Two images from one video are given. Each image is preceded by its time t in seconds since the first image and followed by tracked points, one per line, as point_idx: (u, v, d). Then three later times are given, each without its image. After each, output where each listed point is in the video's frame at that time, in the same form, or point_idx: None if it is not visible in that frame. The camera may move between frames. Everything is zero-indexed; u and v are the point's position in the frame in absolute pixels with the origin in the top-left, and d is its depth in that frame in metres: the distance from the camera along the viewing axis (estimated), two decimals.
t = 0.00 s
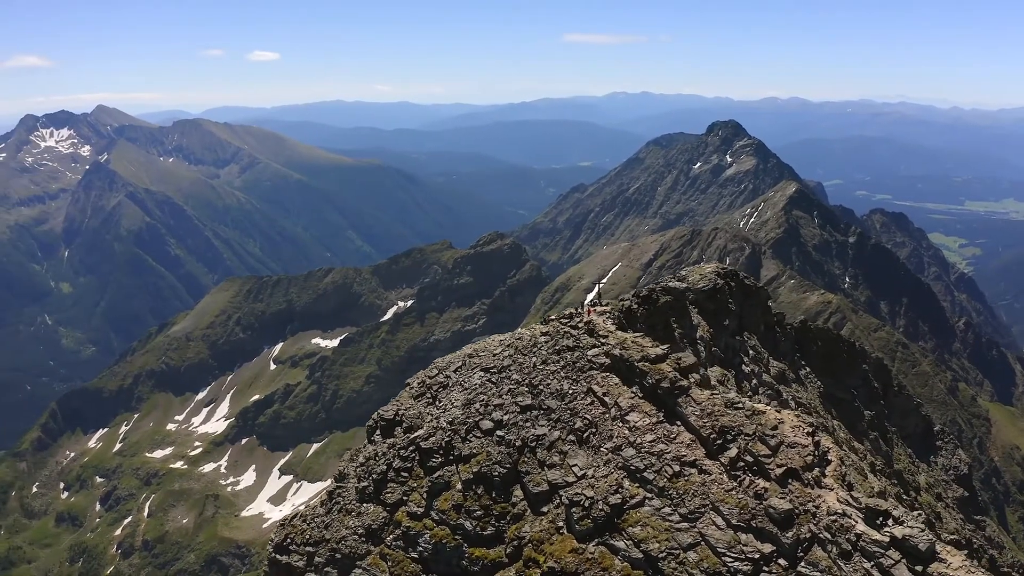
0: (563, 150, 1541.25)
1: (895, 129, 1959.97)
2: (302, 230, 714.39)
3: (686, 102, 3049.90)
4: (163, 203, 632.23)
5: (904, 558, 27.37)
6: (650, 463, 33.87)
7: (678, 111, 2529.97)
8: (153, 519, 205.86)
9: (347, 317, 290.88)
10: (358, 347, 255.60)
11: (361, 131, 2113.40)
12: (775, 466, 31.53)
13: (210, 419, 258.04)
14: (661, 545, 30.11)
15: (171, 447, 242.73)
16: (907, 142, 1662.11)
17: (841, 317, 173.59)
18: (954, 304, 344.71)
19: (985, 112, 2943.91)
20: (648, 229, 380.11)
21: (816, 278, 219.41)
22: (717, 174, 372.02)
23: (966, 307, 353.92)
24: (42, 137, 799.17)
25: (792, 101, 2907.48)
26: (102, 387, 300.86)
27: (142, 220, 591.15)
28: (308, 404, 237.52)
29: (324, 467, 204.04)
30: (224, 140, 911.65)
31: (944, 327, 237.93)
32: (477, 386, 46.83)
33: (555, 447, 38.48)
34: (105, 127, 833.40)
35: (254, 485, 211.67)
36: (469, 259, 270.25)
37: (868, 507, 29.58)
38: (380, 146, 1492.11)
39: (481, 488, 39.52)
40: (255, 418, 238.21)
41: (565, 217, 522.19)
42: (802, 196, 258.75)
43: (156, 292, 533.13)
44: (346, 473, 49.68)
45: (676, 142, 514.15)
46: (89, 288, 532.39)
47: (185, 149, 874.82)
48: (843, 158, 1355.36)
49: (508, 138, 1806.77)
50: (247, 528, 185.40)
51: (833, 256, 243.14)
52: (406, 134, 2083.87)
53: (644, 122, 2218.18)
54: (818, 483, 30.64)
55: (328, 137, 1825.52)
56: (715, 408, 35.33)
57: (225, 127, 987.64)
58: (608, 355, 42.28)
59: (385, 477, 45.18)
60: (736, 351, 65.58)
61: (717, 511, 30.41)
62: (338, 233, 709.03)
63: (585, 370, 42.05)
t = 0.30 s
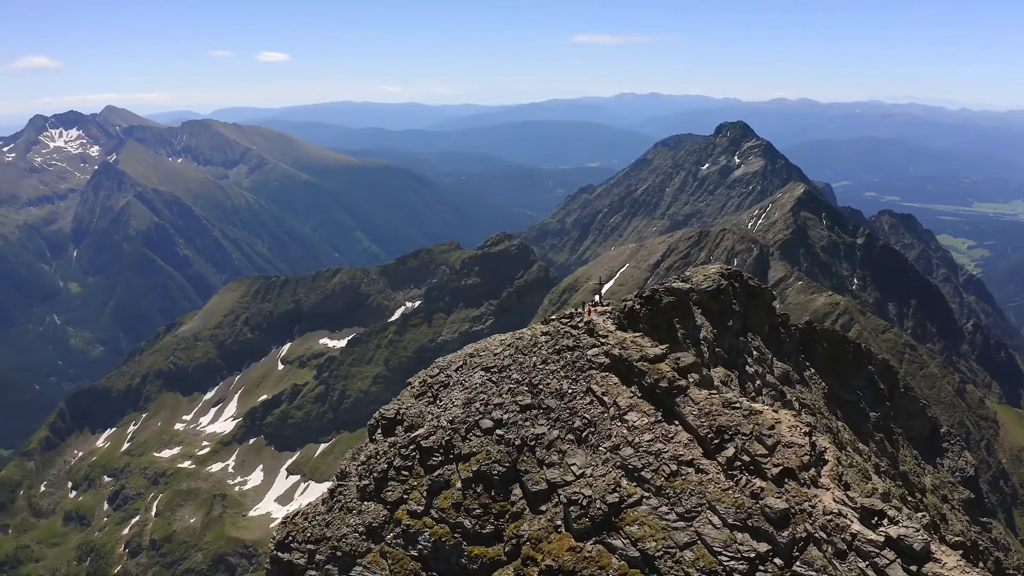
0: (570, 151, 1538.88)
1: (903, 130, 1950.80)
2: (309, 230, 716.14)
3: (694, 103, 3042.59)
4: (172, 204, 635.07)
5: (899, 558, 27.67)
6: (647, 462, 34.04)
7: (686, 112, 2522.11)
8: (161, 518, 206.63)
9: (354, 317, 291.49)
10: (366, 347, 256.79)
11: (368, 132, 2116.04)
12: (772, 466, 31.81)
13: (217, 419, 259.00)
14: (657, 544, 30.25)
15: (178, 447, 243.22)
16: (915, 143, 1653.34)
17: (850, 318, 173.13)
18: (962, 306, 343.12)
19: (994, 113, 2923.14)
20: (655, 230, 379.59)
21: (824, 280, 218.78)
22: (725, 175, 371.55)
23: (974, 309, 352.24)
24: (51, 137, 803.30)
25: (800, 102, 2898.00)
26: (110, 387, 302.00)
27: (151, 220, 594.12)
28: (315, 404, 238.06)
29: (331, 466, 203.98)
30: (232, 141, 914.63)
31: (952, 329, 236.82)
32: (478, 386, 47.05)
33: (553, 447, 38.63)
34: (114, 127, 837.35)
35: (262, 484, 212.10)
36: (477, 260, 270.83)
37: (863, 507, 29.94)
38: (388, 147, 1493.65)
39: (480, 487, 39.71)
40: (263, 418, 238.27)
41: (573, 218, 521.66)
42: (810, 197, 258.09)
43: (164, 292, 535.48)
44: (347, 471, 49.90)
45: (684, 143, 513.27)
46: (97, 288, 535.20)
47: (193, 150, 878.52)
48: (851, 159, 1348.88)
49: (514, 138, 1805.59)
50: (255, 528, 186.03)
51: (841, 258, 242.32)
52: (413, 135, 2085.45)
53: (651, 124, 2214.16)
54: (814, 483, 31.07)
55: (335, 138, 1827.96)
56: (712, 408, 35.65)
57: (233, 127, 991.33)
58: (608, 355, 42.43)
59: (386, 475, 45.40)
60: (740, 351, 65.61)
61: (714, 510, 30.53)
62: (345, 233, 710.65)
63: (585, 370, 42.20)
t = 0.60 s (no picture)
0: (578, 152, 1535.43)
1: (914, 131, 1936.63)
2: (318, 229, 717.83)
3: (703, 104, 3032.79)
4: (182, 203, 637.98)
5: (893, 557, 27.79)
6: (645, 460, 34.16)
7: (695, 113, 2512.69)
8: (169, 517, 207.74)
9: (363, 317, 292.42)
10: (375, 347, 258.35)
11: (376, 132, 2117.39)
12: (767, 465, 32.08)
13: (226, 419, 260.18)
14: (653, 541, 30.42)
15: (187, 446, 244.24)
16: (926, 144, 1642.37)
17: (858, 320, 172.92)
18: (972, 308, 341.22)
19: (1006, 113, 2901.00)
20: (664, 231, 379.05)
21: (833, 281, 218.34)
22: (735, 176, 371.24)
23: (984, 311, 350.10)
24: (62, 137, 808.36)
25: (809, 103, 2885.31)
26: (119, 386, 303.66)
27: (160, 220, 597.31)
28: (323, 404, 238.93)
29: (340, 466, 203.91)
30: (242, 141, 918.53)
31: (962, 330, 235.37)
32: (478, 384, 47.25)
33: (553, 445, 38.77)
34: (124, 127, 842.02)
35: (270, 484, 212.59)
36: (485, 261, 271.67)
37: (857, 506, 30.17)
38: (396, 147, 1494.96)
39: (479, 485, 39.95)
40: (271, 418, 238.73)
41: (582, 219, 520.31)
42: (819, 199, 257.47)
43: (174, 292, 536.83)
44: (348, 469, 50.26)
45: (694, 144, 512.56)
46: (106, 288, 537.99)
47: (203, 150, 883.07)
48: (862, 160, 1339.96)
49: (522, 138, 1805.78)
50: (263, 527, 187.04)
51: (851, 259, 241.57)
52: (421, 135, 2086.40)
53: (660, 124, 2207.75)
54: (809, 483, 31.33)
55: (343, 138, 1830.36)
56: (709, 407, 35.89)
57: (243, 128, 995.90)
58: (607, 354, 42.52)
59: (386, 473, 45.64)
60: (744, 351, 65.58)
61: (709, 509, 30.69)
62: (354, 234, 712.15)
63: (585, 368, 42.22)
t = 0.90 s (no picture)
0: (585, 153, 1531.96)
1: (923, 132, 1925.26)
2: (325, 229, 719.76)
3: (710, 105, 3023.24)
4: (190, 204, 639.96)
5: (887, 558, 27.92)
6: (642, 460, 34.30)
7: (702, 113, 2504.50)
8: (177, 517, 208.61)
9: (371, 317, 293.11)
10: (382, 348, 259.35)
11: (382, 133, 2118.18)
12: (764, 464, 32.20)
13: (234, 418, 260.92)
14: (650, 540, 30.53)
15: (195, 446, 245.03)
16: (935, 145, 1632.94)
17: (867, 321, 172.29)
18: (981, 309, 339.54)
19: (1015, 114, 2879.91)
20: (672, 231, 378.50)
21: (841, 282, 217.77)
22: (742, 177, 370.87)
23: (993, 313, 348.13)
24: (70, 138, 811.28)
25: (817, 104, 2873.49)
26: (127, 386, 304.96)
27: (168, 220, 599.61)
28: (331, 404, 239.39)
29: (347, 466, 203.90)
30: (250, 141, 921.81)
31: (970, 331, 234.17)
32: (478, 384, 47.51)
33: (551, 444, 38.92)
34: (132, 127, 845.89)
35: (277, 483, 212.98)
36: (493, 261, 271.93)
37: (853, 506, 30.32)
38: (403, 148, 1496.20)
39: (478, 484, 40.13)
40: (279, 418, 239.02)
41: (590, 221, 518.76)
42: (827, 200, 256.75)
43: (182, 293, 537.98)
44: (349, 467, 50.54)
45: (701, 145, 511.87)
46: (115, 287, 539.37)
47: (212, 150, 886.82)
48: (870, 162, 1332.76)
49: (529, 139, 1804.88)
50: (270, 527, 187.62)
51: (859, 260, 240.77)
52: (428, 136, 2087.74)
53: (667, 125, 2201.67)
54: (807, 483, 31.38)
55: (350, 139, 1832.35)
56: (706, 407, 36.08)
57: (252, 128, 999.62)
58: (606, 354, 42.56)
59: (386, 472, 45.79)
60: (747, 352, 65.63)
61: (706, 508, 30.81)
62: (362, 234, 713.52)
63: (583, 368, 42.28)
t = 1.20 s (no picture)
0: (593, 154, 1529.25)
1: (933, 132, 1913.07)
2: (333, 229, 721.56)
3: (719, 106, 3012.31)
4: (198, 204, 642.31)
5: (882, 557, 28.04)
6: (639, 459, 34.49)
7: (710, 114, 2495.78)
8: (185, 516, 209.70)
9: (379, 317, 293.68)
10: (389, 348, 260.15)
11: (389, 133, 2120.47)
12: (760, 464, 32.27)
13: (242, 418, 261.57)
14: (645, 540, 30.70)
15: (203, 446, 245.90)
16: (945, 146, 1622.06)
17: (876, 323, 171.86)
18: (989, 311, 337.72)
19: None
20: (680, 232, 377.92)
21: (849, 284, 217.24)
22: (751, 178, 370.14)
23: (1002, 315, 345.92)
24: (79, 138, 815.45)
25: (826, 104, 2857.52)
26: (136, 385, 306.45)
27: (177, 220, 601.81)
28: (338, 404, 239.95)
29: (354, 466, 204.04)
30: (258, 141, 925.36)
31: (978, 333, 232.82)
32: (478, 383, 47.76)
33: (549, 443, 39.09)
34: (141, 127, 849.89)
35: (285, 483, 213.45)
36: (501, 262, 272.13)
37: (849, 506, 30.34)
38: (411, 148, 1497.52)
39: (477, 482, 40.43)
40: (287, 417, 239.75)
41: (599, 222, 517.51)
42: (835, 201, 255.91)
43: (190, 292, 539.76)
44: (350, 466, 50.89)
45: (710, 146, 510.88)
46: (124, 287, 541.43)
47: (220, 150, 890.11)
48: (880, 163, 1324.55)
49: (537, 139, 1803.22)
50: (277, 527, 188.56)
51: (867, 261, 240.03)
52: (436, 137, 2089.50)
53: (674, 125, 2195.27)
54: (801, 483, 31.47)
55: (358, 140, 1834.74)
56: (704, 406, 36.20)
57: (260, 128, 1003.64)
58: (605, 354, 42.69)
59: (387, 470, 46.00)
60: (751, 353, 65.61)
61: (701, 508, 30.98)
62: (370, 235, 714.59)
63: (583, 367, 42.40)
